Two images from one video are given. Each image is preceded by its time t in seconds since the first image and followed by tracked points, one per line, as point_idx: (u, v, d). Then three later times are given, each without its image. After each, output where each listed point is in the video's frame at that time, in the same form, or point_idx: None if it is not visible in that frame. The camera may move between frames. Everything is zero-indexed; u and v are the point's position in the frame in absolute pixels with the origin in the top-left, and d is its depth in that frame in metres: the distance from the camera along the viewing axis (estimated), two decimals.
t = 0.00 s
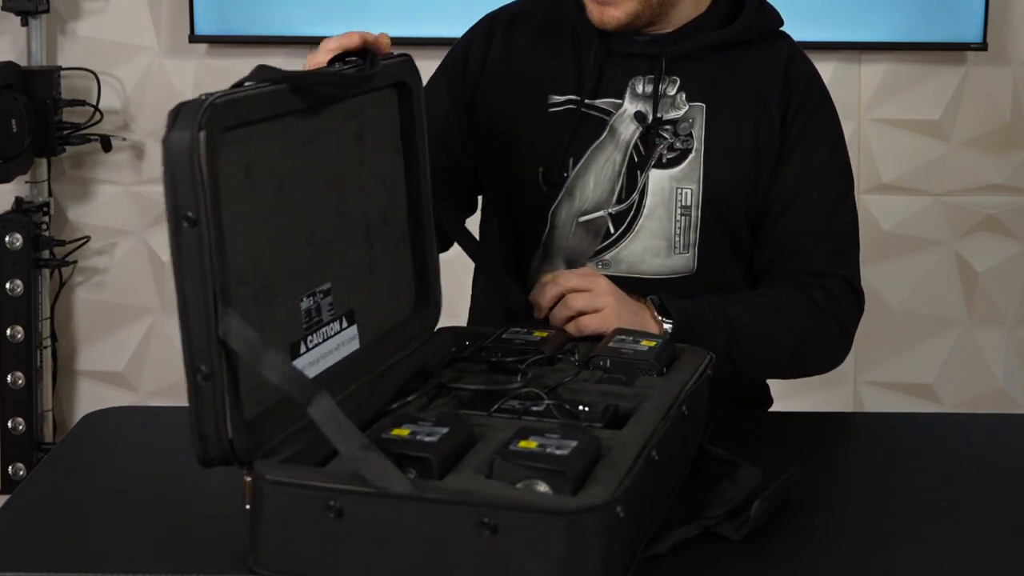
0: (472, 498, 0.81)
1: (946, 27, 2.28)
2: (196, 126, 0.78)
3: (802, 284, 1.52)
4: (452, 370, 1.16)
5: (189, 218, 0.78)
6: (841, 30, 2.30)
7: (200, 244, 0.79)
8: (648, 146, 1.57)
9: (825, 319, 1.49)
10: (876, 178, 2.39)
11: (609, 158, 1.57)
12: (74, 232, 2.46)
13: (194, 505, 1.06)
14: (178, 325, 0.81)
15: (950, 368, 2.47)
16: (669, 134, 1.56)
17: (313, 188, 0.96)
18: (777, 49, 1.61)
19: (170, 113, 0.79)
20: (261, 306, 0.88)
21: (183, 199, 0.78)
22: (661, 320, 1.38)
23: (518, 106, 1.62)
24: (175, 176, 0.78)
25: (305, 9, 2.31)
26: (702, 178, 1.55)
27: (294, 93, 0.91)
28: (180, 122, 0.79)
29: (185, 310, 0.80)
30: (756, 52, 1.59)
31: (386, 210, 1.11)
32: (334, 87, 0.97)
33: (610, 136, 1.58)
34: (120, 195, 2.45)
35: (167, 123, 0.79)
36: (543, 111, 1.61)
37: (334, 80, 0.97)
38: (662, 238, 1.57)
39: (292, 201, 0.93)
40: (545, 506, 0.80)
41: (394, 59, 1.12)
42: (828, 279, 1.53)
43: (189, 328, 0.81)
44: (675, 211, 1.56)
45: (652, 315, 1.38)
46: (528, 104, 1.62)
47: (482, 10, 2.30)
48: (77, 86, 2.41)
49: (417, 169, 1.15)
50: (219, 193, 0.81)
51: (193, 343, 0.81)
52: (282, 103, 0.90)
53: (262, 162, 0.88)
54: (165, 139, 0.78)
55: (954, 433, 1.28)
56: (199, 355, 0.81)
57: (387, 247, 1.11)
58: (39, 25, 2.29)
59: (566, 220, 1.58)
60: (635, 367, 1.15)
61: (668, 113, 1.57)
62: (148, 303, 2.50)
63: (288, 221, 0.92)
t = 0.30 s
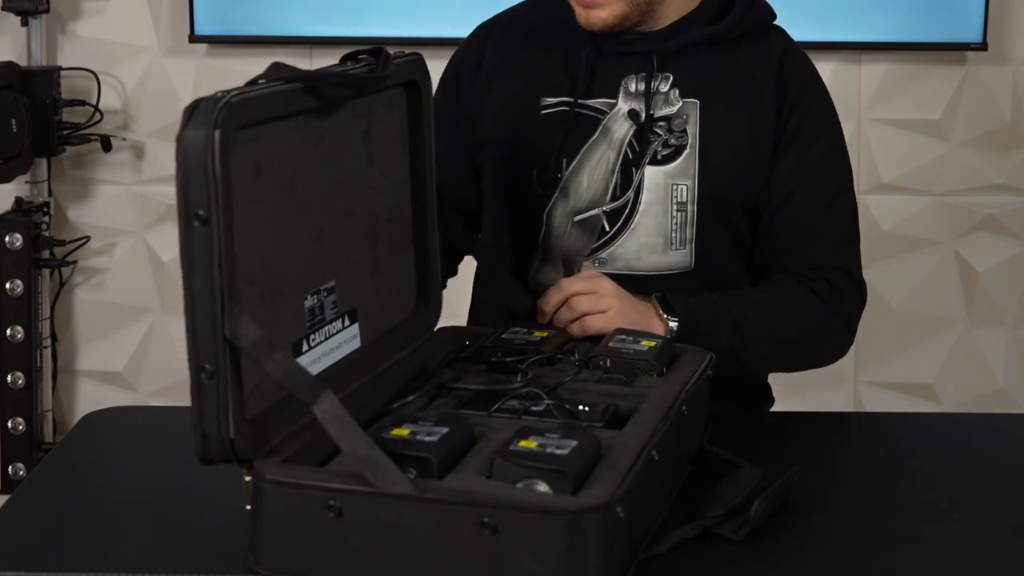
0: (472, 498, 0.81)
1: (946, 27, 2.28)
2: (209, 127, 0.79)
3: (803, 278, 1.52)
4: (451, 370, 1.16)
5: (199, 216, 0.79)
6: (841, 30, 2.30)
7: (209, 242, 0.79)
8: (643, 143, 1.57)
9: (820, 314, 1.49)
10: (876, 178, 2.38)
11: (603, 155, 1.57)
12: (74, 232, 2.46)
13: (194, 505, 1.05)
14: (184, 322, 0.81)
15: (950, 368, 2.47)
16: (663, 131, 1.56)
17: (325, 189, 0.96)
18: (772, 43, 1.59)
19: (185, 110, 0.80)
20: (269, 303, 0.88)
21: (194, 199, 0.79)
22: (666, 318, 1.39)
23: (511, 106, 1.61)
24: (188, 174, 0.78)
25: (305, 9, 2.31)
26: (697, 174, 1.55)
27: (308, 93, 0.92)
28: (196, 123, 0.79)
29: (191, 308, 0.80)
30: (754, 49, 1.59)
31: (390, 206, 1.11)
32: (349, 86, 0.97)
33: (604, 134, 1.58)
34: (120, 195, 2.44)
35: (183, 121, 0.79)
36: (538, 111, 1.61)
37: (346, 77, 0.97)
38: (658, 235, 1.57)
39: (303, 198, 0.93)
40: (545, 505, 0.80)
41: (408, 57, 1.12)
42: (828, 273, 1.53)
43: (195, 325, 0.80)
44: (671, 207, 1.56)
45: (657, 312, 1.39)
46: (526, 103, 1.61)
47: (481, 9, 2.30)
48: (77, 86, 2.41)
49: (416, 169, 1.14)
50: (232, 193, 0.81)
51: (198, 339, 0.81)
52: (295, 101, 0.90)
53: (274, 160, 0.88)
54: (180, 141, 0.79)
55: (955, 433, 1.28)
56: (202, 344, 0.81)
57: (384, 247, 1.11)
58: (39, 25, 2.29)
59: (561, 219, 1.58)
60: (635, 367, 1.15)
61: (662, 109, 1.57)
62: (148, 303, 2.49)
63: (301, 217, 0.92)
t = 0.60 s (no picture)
0: (472, 498, 0.81)
1: (946, 27, 2.28)
2: (182, 131, 0.78)
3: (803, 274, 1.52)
4: (451, 370, 1.16)
5: (178, 219, 0.78)
6: (841, 30, 2.30)
7: (193, 244, 0.79)
8: (631, 141, 1.57)
9: (822, 308, 1.48)
10: (876, 178, 2.38)
11: (593, 154, 1.57)
12: (74, 232, 2.46)
13: (194, 505, 1.05)
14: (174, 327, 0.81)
15: (950, 368, 2.47)
16: (651, 129, 1.56)
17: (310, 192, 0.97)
18: (761, 38, 1.59)
19: (158, 116, 0.80)
20: (260, 307, 0.88)
21: (172, 202, 0.78)
22: (665, 314, 1.38)
23: (501, 107, 1.61)
24: (165, 178, 0.78)
25: (305, 9, 2.31)
26: (685, 171, 1.55)
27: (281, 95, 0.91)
28: (168, 129, 0.79)
29: (179, 311, 0.80)
30: (747, 45, 1.59)
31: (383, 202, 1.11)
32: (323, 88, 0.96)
33: (593, 133, 1.58)
34: (120, 195, 2.44)
35: (155, 128, 0.79)
36: (529, 112, 1.61)
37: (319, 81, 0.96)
38: (648, 232, 1.56)
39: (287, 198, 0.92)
40: (545, 506, 0.80)
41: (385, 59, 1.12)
42: (828, 266, 1.52)
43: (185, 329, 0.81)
44: (659, 205, 1.56)
45: (656, 308, 1.38)
46: (524, 102, 1.62)
47: (479, 9, 2.30)
48: (77, 86, 2.41)
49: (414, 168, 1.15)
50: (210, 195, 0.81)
51: (188, 343, 0.81)
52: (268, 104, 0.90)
53: (251, 164, 0.88)
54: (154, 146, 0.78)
55: (955, 432, 1.28)
56: (193, 347, 0.81)
57: (381, 247, 1.11)
58: (39, 25, 2.29)
59: (552, 220, 1.58)
60: (635, 367, 1.15)
61: (650, 108, 1.57)
62: (148, 303, 2.49)
63: (286, 219, 0.92)
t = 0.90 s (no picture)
0: (473, 499, 0.81)
1: (946, 27, 2.28)
2: (193, 133, 0.77)
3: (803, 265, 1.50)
4: (451, 371, 1.16)
5: (189, 223, 0.78)
6: (841, 30, 2.29)
7: (201, 249, 0.78)
8: (631, 139, 1.57)
9: (824, 307, 1.48)
10: (876, 178, 2.38)
11: (593, 151, 1.58)
12: (74, 232, 2.46)
13: (194, 505, 1.06)
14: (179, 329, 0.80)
15: (950, 368, 2.47)
16: (651, 127, 1.56)
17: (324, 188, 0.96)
18: (761, 37, 1.59)
19: (172, 116, 0.78)
20: (269, 304, 0.88)
21: (184, 207, 0.78)
22: (667, 289, 1.37)
23: (501, 107, 1.61)
24: (177, 183, 0.77)
25: (305, 9, 2.31)
26: (684, 169, 1.55)
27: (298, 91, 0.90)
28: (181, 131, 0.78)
29: (184, 314, 0.79)
30: (747, 44, 1.58)
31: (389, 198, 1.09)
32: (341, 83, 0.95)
33: (593, 131, 1.58)
34: (119, 195, 2.44)
35: (169, 130, 0.78)
36: (528, 111, 1.61)
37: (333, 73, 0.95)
38: (647, 230, 1.57)
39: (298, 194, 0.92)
40: (545, 507, 0.80)
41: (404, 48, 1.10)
42: (829, 262, 1.51)
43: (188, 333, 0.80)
44: (659, 202, 1.56)
45: (660, 282, 1.37)
46: (523, 101, 1.61)
47: (479, 10, 2.30)
48: (77, 86, 2.41)
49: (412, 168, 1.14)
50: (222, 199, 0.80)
51: (192, 345, 0.80)
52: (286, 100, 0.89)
53: (263, 161, 0.87)
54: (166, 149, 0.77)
55: (955, 433, 1.28)
56: (197, 351, 0.80)
57: (393, 238, 1.11)
58: (39, 25, 2.29)
59: (552, 218, 1.58)
60: (635, 367, 1.15)
61: (650, 106, 1.57)
62: (148, 303, 2.49)
63: (297, 216, 0.92)
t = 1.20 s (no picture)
0: (473, 499, 0.81)
1: (945, 27, 2.28)
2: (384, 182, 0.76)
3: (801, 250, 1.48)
4: (451, 371, 1.16)
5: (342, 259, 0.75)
6: (841, 30, 2.29)
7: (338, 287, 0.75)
8: (629, 136, 1.56)
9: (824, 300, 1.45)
10: (876, 178, 2.38)
11: (592, 148, 1.55)
12: (73, 232, 2.46)
13: (194, 505, 1.05)
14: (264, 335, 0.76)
15: (950, 368, 2.46)
16: (649, 123, 1.55)
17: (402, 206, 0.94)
18: (759, 36, 1.58)
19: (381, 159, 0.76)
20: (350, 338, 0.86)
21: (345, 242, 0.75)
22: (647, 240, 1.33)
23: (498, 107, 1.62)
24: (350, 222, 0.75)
25: (305, 9, 2.31)
26: (682, 165, 1.55)
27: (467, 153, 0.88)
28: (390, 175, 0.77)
29: (283, 333, 0.76)
30: (743, 42, 1.58)
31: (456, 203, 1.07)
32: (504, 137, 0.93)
33: (591, 127, 1.57)
34: (119, 195, 2.43)
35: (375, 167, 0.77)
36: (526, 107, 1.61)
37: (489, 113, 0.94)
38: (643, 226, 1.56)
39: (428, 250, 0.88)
40: (545, 506, 0.80)
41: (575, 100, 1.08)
42: (822, 252, 1.48)
43: (275, 346, 0.76)
44: (656, 198, 1.55)
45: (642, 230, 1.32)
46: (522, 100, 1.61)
47: (479, 10, 2.30)
48: (77, 86, 2.41)
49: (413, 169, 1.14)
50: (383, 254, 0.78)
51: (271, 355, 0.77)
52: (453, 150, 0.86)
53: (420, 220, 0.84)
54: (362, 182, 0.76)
55: (955, 433, 1.28)
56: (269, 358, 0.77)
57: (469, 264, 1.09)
58: (39, 25, 2.28)
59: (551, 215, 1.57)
60: (635, 366, 1.15)
61: (648, 103, 1.56)
62: (148, 304, 2.49)
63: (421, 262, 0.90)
